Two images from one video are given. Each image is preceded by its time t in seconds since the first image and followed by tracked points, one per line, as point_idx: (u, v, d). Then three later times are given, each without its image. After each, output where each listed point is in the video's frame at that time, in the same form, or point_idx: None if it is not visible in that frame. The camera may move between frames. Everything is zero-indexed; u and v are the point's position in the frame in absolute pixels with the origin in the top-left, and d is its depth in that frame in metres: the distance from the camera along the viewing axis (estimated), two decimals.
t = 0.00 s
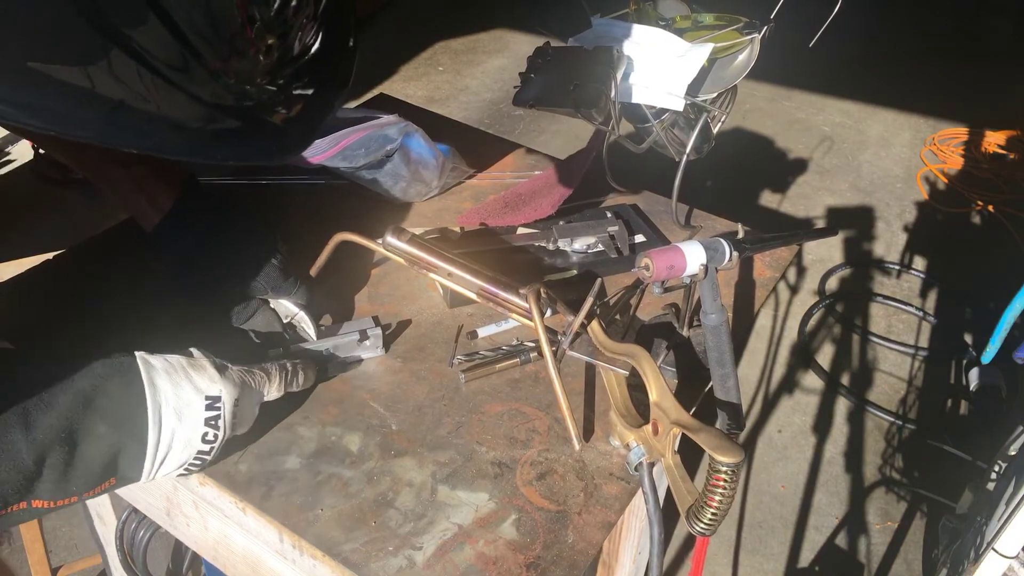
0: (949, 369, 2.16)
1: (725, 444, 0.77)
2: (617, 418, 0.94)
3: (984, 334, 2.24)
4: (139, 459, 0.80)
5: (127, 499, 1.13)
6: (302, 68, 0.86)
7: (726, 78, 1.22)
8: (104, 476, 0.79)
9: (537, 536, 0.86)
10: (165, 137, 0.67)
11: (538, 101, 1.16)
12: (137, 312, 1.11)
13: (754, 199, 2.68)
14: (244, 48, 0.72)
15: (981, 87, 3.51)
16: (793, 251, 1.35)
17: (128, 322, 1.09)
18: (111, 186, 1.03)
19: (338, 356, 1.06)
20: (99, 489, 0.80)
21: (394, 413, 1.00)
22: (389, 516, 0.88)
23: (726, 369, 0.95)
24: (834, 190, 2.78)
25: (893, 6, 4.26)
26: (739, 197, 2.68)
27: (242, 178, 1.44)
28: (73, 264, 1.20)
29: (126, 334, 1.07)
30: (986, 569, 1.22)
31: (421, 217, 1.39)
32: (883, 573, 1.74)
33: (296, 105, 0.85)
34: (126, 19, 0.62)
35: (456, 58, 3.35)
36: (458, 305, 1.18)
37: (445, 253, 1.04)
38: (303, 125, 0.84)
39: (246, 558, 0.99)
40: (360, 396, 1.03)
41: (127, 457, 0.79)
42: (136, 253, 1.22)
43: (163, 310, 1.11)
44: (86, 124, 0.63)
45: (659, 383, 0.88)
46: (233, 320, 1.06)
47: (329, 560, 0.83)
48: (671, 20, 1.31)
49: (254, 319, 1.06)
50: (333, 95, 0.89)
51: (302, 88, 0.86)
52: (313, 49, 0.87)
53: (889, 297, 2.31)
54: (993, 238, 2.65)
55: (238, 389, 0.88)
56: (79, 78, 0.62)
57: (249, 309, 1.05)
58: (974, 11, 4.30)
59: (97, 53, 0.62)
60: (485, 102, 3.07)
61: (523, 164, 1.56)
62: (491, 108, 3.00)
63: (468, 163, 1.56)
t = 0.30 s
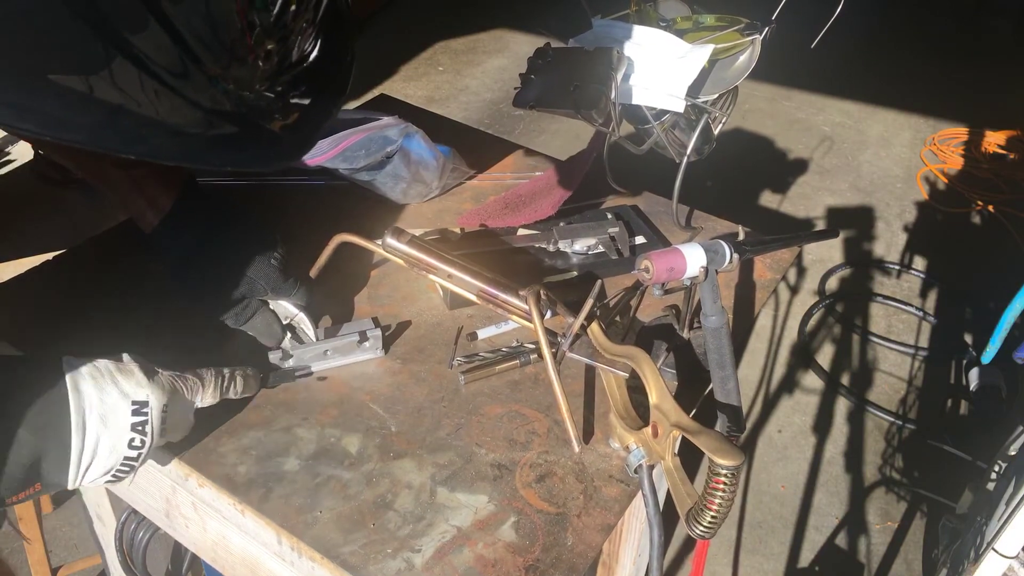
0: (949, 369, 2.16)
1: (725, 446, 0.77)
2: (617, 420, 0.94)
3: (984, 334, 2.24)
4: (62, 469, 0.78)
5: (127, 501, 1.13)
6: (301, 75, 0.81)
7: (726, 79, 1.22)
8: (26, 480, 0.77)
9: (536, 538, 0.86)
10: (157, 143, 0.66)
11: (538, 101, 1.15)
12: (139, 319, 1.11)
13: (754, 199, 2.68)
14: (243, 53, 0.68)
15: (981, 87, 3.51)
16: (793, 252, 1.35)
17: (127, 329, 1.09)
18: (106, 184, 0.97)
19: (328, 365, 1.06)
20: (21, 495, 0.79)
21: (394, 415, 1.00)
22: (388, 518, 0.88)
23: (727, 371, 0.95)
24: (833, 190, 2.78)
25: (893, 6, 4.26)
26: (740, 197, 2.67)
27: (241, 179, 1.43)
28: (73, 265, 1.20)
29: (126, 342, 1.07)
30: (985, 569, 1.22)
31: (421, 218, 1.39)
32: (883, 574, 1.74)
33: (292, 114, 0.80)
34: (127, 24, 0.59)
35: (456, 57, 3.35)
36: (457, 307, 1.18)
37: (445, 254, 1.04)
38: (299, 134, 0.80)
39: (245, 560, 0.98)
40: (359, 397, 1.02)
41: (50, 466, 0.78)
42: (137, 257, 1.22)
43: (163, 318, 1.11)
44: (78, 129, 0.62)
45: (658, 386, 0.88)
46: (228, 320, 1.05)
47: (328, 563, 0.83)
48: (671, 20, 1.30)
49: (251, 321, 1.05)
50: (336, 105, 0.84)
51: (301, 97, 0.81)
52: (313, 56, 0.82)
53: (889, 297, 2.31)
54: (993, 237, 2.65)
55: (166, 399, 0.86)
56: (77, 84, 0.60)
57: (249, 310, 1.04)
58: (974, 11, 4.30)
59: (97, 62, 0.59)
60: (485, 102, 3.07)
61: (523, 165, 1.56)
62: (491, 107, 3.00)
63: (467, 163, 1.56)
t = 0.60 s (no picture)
0: (949, 369, 2.16)
1: (727, 447, 0.77)
2: (618, 421, 0.94)
3: (984, 334, 2.25)
4: None
5: (127, 502, 1.13)
6: (261, 59, 0.80)
7: (726, 79, 1.21)
8: None
9: (537, 539, 0.86)
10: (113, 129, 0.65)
11: (537, 103, 1.14)
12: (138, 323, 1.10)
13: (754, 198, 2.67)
14: (200, 31, 0.68)
15: (980, 87, 3.51)
16: (793, 252, 1.35)
17: (127, 333, 1.08)
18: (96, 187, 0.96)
19: (326, 364, 1.06)
20: None
21: (394, 416, 1.00)
22: (389, 520, 0.88)
23: (727, 371, 0.95)
24: (833, 190, 2.78)
25: (893, 6, 4.26)
26: (740, 196, 2.67)
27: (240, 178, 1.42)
28: (72, 264, 1.19)
29: (127, 349, 1.06)
30: (985, 569, 1.22)
31: (420, 218, 1.39)
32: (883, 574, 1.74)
33: (253, 98, 0.79)
34: (82, 15, 0.60)
35: (456, 57, 3.35)
36: (457, 307, 1.18)
37: (445, 255, 1.04)
38: (260, 118, 0.78)
39: (245, 562, 0.98)
40: (359, 398, 1.02)
41: None
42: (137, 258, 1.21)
43: (164, 324, 1.10)
44: (34, 114, 0.62)
45: (659, 387, 0.88)
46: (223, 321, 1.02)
47: (328, 564, 0.83)
48: (671, 21, 1.31)
49: (248, 321, 1.03)
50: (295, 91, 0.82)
51: (259, 81, 0.80)
52: (272, 42, 0.81)
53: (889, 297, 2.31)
54: (992, 237, 2.65)
55: None
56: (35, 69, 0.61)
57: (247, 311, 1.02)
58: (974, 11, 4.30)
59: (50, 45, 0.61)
60: (485, 102, 3.07)
61: (523, 165, 1.56)
62: (491, 108, 3.00)
63: (467, 164, 1.56)
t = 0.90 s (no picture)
0: (950, 369, 2.16)
1: (727, 446, 0.77)
2: (618, 421, 0.94)
3: (984, 334, 2.25)
4: None
5: (126, 502, 1.13)
6: None
7: (726, 79, 1.21)
8: None
9: (537, 539, 0.86)
10: None
11: (538, 103, 1.14)
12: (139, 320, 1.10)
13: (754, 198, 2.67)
14: None
15: (981, 87, 3.52)
16: (793, 252, 1.35)
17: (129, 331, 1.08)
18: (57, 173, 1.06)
19: (323, 367, 1.05)
20: None
21: (394, 415, 1.00)
22: (389, 519, 0.88)
23: (727, 371, 0.95)
24: (833, 190, 2.78)
25: (893, 6, 4.26)
26: (740, 196, 2.67)
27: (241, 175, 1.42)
28: (73, 263, 1.19)
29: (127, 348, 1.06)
30: (985, 569, 1.22)
31: (421, 218, 1.39)
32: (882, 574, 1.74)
33: None
34: None
35: (456, 57, 3.35)
36: (457, 307, 1.18)
37: (445, 255, 1.04)
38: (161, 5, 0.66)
39: (246, 562, 0.99)
40: (359, 397, 1.02)
41: None
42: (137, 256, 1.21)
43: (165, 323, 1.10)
44: None
45: (660, 386, 0.88)
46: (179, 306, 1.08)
47: (329, 564, 0.83)
48: (671, 21, 1.31)
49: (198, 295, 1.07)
50: None
51: None
52: None
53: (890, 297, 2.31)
54: (992, 238, 2.65)
55: (18, 392, 0.84)
56: None
57: (195, 284, 1.07)
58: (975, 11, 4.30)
59: None
60: (485, 102, 3.07)
61: (523, 165, 1.56)
62: (491, 108, 3.01)
63: (467, 163, 1.56)
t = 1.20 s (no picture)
0: (949, 369, 2.17)
1: (727, 446, 0.77)
2: (618, 421, 0.94)
3: (984, 334, 2.25)
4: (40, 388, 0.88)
5: (127, 501, 1.13)
6: None
7: (726, 80, 1.21)
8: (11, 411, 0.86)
9: (537, 539, 0.86)
10: None
11: (539, 103, 1.14)
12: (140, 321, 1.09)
13: (755, 198, 2.67)
14: None
15: (981, 87, 3.52)
16: (793, 252, 1.35)
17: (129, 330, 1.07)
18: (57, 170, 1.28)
19: (322, 366, 1.05)
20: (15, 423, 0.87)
21: (394, 415, 1.00)
22: (389, 519, 0.88)
23: (727, 370, 0.95)
24: (833, 190, 2.78)
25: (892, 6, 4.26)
26: (740, 196, 2.67)
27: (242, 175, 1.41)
28: (73, 263, 1.19)
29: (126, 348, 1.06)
30: (985, 569, 1.22)
31: (420, 218, 1.39)
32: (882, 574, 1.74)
33: None
34: None
35: (456, 57, 3.35)
36: (458, 307, 1.18)
37: (446, 255, 1.04)
38: None
39: (246, 562, 0.98)
40: (359, 397, 1.02)
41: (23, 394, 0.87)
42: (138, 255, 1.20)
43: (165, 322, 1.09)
44: None
45: (659, 386, 0.88)
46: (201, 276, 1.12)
47: (329, 563, 0.84)
48: (671, 21, 1.31)
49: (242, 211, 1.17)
50: None
51: None
52: None
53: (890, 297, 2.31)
54: (992, 237, 2.65)
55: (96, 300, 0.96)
56: None
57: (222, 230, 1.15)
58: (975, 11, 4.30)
59: None
60: (485, 102, 3.07)
61: (523, 165, 1.56)
62: (491, 108, 3.01)
63: (467, 163, 1.56)
